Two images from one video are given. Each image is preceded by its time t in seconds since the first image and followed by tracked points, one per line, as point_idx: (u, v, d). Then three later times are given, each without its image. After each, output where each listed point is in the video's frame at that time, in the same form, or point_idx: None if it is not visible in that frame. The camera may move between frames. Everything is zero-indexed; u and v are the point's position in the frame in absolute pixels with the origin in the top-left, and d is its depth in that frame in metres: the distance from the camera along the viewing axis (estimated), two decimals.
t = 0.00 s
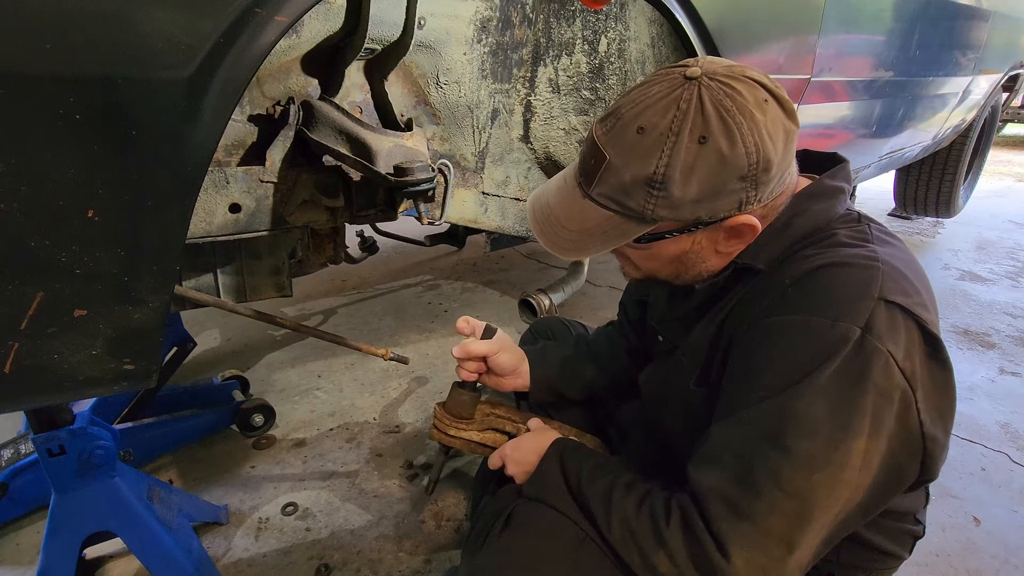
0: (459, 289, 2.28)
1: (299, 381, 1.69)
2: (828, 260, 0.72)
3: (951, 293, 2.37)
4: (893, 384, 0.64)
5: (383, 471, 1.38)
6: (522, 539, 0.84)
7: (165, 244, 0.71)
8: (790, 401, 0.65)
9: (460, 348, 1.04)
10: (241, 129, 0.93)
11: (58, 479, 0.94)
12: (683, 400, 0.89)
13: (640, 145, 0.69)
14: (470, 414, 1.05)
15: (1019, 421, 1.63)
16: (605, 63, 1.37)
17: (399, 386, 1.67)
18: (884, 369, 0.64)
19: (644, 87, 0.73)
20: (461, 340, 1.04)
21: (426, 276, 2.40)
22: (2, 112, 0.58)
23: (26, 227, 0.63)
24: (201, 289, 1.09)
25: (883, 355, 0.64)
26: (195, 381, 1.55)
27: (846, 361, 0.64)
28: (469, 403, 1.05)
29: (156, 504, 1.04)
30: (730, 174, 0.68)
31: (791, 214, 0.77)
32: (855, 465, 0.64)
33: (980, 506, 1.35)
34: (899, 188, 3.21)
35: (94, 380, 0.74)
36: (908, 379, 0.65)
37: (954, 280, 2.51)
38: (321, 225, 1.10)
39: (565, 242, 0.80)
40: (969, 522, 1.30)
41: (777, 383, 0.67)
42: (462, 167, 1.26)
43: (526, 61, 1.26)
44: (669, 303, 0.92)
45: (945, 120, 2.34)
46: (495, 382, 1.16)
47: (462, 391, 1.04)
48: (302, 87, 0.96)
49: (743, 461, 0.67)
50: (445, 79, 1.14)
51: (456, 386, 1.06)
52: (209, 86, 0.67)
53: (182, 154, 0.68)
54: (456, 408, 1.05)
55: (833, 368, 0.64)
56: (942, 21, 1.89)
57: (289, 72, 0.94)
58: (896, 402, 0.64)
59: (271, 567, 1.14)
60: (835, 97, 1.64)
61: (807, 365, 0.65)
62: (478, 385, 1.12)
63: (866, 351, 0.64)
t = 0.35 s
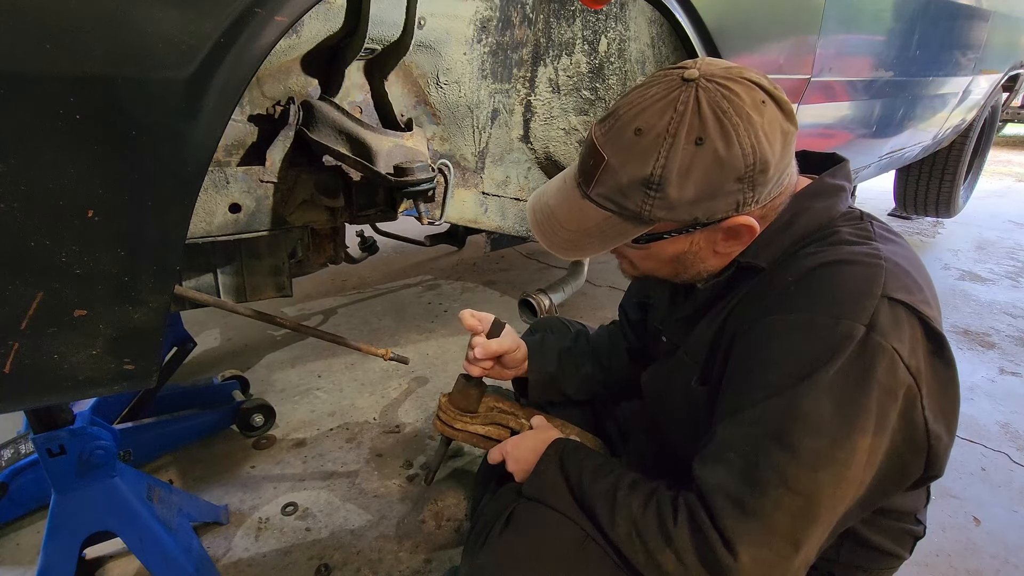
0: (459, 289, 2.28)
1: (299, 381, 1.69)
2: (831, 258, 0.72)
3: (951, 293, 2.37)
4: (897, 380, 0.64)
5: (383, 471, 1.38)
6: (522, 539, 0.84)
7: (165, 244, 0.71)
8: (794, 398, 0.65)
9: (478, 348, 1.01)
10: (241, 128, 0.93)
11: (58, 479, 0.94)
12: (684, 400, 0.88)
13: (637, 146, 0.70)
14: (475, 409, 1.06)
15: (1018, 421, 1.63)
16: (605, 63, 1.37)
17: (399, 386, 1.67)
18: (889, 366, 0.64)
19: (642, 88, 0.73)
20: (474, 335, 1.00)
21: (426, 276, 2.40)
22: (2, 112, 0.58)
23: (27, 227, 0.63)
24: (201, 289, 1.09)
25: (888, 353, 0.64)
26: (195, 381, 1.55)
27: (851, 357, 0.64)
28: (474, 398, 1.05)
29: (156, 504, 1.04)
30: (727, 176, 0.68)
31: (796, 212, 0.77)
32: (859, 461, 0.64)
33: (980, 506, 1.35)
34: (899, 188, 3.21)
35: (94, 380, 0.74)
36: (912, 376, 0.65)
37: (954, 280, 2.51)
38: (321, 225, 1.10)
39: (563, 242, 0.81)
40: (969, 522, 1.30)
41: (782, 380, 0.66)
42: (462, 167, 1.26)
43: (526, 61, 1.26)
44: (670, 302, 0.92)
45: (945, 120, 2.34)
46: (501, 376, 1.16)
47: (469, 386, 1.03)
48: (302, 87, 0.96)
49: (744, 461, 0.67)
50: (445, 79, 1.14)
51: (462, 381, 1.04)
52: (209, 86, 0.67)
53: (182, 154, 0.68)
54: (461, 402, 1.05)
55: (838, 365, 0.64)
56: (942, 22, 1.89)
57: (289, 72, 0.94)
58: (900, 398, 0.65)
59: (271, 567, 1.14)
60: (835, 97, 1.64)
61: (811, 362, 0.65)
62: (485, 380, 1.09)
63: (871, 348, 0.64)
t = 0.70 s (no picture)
0: (459, 289, 2.28)
1: (299, 381, 1.69)
2: (812, 266, 0.72)
3: (951, 293, 2.37)
4: (879, 387, 0.64)
5: (383, 471, 1.38)
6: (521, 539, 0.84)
7: (165, 245, 0.71)
8: (781, 409, 0.65)
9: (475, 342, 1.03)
10: (241, 129, 0.93)
11: (58, 479, 0.94)
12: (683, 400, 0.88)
13: (620, 143, 0.70)
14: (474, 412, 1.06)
15: (1019, 421, 1.63)
16: (605, 63, 1.37)
17: (399, 386, 1.67)
18: (870, 374, 0.63)
19: (624, 88, 0.74)
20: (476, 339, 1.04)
21: (427, 276, 2.41)
22: (3, 112, 0.58)
23: (27, 227, 0.63)
24: (201, 289, 1.09)
25: (868, 360, 0.64)
26: (195, 381, 1.55)
27: (835, 367, 0.64)
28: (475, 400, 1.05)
29: (156, 504, 1.05)
30: (708, 169, 0.67)
31: (778, 215, 0.77)
32: (848, 468, 0.64)
33: (980, 506, 1.35)
34: (899, 188, 3.21)
35: (94, 380, 0.74)
36: (896, 381, 0.65)
37: (954, 280, 2.51)
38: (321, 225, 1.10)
39: (554, 241, 0.81)
40: (969, 522, 1.30)
41: (772, 388, 0.66)
42: (462, 167, 1.26)
43: (525, 61, 1.26)
44: (663, 302, 0.92)
45: (945, 120, 2.34)
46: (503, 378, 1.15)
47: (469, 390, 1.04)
48: (302, 87, 0.96)
49: (744, 461, 0.67)
50: (445, 79, 1.14)
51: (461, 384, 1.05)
52: (208, 86, 0.67)
53: (182, 154, 0.68)
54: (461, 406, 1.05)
55: (822, 374, 0.64)
56: (942, 21, 1.89)
57: (289, 72, 0.94)
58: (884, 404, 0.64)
59: (272, 567, 1.14)
60: (835, 97, 1.64)
61: (794, 372, 0.65)
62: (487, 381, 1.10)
63: (851, 357, 0.64)
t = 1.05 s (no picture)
0: (459, 289, 2.28)
1: (299, 381, 1.69)
2: (808, 252, 0.72)
3: (951, 293, 2.37)
4: (870, 371, 0.64)
5: (383, 471, 1.38)
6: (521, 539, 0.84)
7: (165, 244, 0.71)
8: (771, 389, 0.66)
9: (486, 328, 1.08)
10: (241, 129, 0.93)
11: (58, 479, 0.94)
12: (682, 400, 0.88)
13: (613, 152, 0.70)
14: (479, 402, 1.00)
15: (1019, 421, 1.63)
16: (605, 63, 1.37)
17: (399, 386, 1.67)
18: (861, 358, 0.64)
19: (613, 97, 0.74)
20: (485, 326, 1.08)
21: (427, 276, 2.40)
22: (3, 112, 0.58)
23: (27, 227, 0.63)
24: (201, 289, 1.09)
25: (860, 344, 0.64)
26: (195, 381, 1.55)
27: (826, 351, 0.64)
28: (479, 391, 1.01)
29: (156, 504, 1.05)
30: (702, 174, 0.67)
31: (774, 209, 0.77)
32: (831, 447, 0.65)
33: (980, 506, 1.35)
34: (899, 188, 3.21)
35: (94, 380, 0.74)
36: (888, 365, 0.65)
37: (954, 280, 2.51)
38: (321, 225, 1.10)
39: (552, 252, 0.80)
40: (969, 522, 1.30)
41: (757, 371, 0.68)
42: (462, 167, 1.26)
43: (525, 61, 1.26)
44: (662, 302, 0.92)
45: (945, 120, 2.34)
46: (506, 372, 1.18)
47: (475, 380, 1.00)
48: (302, 87, 0.96)
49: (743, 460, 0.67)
50: (445, 79, 1.14)
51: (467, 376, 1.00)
52: (208, 87, 0.67)
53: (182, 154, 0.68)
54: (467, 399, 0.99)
55: (808, 357, 0.65)
56: (942, 22, 1.89)
57: (289, 72, 0.94)
58: (875, 390, 0.64)
59: (272, 568, 1.14)
60: (835, 97, 1.64)
61: (783, 356, 0.67)
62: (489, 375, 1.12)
63: (844, 342, 0.64)
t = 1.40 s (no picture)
0: (459, 289, 2.28)
1: (299, 381, 1.69)
2: (819, 243, 0.72)
3: (951, 293, 2.37)
4: (877, 365, 0.65)
5: (383, 471, 1.38)
6: (521, 539, 0.84)
7: (165, 244, 0.71)
8: (774, 379, 0.66)
9: (476, 338, 1.07)
10: (241, 129, 0.93)
11: (58, 479, 0.94)
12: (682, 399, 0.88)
13: (622, 151, 0.70)
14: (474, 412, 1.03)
15: (1019, 421, 1.63)
16: (605, 63, 1.37)
17: (399, 386, 1.67)
18: (869, 351, 0.64)
19: (624, 94, 0.73)
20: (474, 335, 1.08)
21: (426, 276, 2.40)
22: (3, 112, 0.58)
23: (27, 227, 0.63)
24: (201, 289, 1.09)
25: (869, 337, 0.64)
26: (195, 381, 1.55)
27: (834, 342, 0.65)
28: (474, 400, 1.03)
29: (156, 504, 1.05)
30: (712, 175, 0.67)
31: (784, 201, 0.78)
32: (831, 435, 0.66)
33: (980, 506, 1.35)
34: (899, 189, 3.21)
35: (94, 380, 0.74)
36: (895, 358, 0.65)
37: (954, 280, 2.51)
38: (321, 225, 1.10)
39: (557, 249, 0.81)
40: (969, 522, 1.30)
41: (763, 360, 0.68)
42: (462, 167, 1.26)
43: (525, 61, 1.26)
44: (668, 299, 0.93)
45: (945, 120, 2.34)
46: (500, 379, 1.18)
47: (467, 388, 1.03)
48: (302, 87, 0.96)
49: (743, 460, 0.67)
50: (445, 79, 1.14)
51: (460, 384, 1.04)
52: (209, 86, 0.67)
53: (181, 154, 0.68)
54: (461, 406, 1.03)
55: (816, 348, 0.65)
56: (942, 21, 1.89)
57: (289, 72, 0.94)
58: (880, 382, 0.66)
59: (272, 568, 1.14)
60: (835, 97, 1.64)
61: (791, 346, 0.67)
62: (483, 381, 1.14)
63: (854, 334, 0.64)
